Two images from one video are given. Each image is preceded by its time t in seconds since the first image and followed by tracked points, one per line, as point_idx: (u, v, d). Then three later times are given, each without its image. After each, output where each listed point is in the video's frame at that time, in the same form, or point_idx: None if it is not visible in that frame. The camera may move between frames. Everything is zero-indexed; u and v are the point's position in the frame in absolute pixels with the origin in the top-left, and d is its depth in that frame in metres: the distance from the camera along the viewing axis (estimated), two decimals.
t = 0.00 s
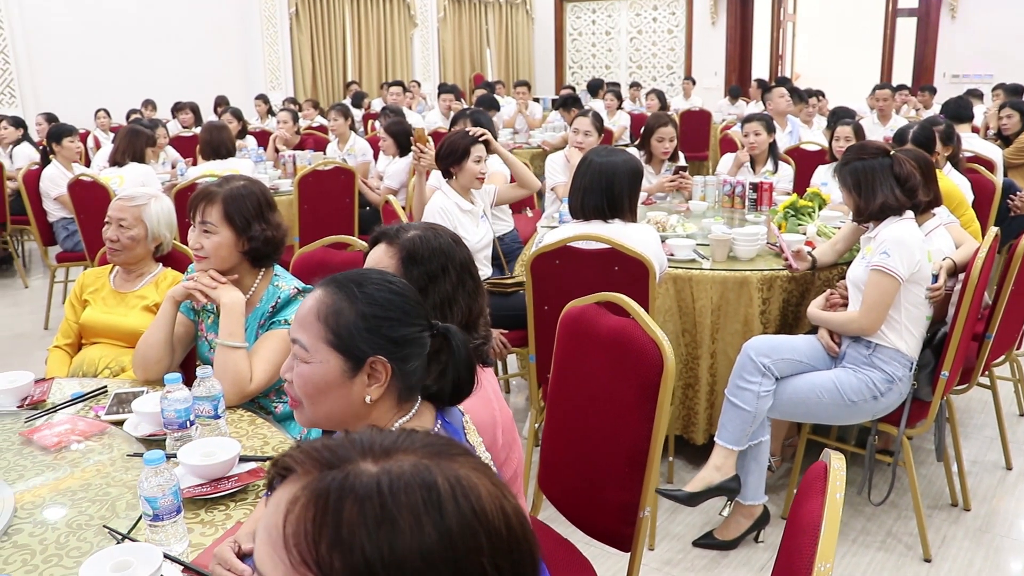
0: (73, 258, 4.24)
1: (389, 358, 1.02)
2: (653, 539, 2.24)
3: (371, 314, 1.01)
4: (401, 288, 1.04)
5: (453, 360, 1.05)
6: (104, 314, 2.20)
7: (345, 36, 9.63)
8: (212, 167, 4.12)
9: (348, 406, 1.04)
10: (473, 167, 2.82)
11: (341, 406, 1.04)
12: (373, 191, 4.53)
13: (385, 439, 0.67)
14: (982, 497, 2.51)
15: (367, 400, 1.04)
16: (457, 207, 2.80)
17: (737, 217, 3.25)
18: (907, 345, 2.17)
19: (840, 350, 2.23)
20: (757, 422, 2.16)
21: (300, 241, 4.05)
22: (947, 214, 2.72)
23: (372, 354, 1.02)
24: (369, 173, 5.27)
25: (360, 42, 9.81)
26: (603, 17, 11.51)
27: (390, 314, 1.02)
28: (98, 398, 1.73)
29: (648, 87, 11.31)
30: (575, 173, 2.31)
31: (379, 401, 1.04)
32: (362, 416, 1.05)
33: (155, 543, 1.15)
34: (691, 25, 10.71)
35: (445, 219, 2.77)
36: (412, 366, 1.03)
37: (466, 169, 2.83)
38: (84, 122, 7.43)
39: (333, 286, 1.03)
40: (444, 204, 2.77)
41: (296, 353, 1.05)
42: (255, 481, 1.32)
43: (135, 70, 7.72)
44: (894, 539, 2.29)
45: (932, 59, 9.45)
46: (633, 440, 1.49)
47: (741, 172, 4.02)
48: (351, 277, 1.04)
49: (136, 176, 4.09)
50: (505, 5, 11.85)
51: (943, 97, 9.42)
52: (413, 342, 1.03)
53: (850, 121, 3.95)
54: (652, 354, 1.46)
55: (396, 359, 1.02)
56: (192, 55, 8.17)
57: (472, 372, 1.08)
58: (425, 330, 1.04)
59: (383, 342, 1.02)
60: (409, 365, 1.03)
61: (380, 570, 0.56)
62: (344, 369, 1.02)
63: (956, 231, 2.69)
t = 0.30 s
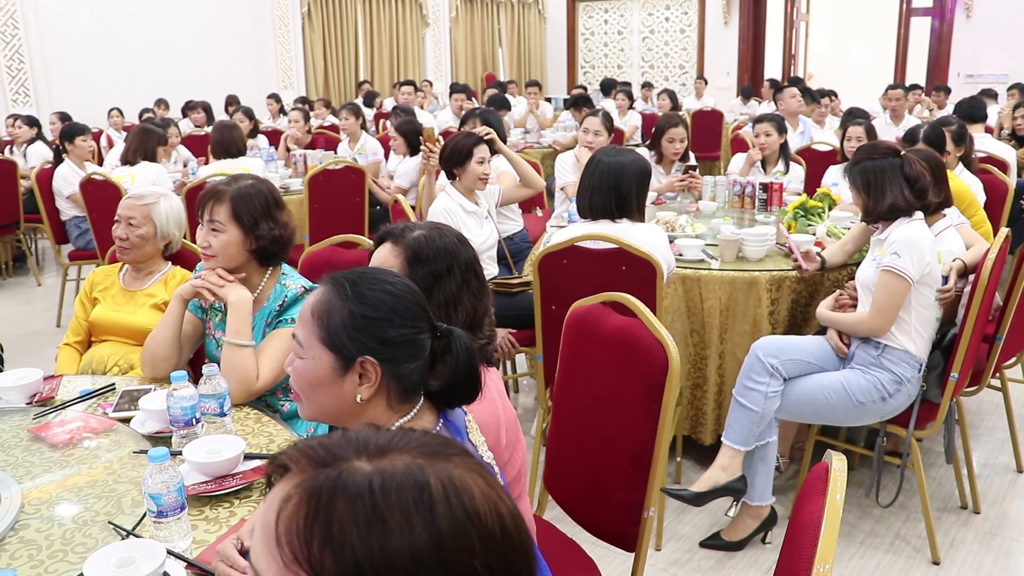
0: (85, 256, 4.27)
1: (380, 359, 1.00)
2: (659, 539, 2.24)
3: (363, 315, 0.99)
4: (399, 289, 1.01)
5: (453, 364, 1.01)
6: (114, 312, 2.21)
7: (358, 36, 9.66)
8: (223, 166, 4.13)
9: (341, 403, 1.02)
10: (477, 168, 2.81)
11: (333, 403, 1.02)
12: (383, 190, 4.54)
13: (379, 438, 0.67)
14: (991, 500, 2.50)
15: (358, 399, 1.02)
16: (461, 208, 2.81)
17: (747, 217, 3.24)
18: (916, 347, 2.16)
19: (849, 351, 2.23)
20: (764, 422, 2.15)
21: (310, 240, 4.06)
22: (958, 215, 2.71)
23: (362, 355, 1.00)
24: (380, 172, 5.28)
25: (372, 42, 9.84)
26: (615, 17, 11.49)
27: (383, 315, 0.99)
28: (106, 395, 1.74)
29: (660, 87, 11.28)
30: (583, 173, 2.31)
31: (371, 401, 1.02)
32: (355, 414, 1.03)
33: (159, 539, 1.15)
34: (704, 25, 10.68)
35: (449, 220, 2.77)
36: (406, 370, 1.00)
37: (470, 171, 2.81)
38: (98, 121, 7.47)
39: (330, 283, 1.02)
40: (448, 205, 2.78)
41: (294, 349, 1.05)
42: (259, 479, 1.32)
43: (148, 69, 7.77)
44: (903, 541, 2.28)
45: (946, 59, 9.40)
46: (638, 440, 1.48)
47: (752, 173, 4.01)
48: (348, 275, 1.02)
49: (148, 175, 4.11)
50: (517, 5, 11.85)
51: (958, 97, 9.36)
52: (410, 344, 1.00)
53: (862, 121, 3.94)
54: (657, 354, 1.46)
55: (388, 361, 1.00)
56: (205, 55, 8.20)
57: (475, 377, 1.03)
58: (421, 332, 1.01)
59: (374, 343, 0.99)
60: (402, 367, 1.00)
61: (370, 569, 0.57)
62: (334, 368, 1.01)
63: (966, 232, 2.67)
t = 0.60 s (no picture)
0: (94, 255, 4.29)
1: (377, 356, 1.00)
2: (664, 538, 2.24)
3: (361, 313, 0.99)
4: (398, 287, 1.01)
5: (452, 364, 1.01)
6: (121, 310, 2.22)
7: (368, 36, 9.67)
8: (231, 165, 4.14)
9: (337, 399, 1.03)
10: (482, 168, 2.82)
11: (330, 399, 1.03)
12: (391, 189, 4.55)
13: (377, 433, 0.66)
14: (999, 501, 2.49)
15: (354, 396, 1.02)
16: (466, 208, 2.81)
17: (754, 217, 3.23)
18: (924, 348, 2.14)
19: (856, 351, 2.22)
20: (770, 422, 2.14)
21: (318, 238, 4.07)
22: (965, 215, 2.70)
23: (358, 351, 1.00)
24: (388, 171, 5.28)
25: (382, 41, 9.85)
26: (626, 16, 11.45)
27: (380, 313, 1.00)
28: (111, 393, 1.75)
29: (670, 86, 11.25)
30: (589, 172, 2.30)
31: (368, 397, 1.02)
32: (352, 410, 1.03)
33: (160, 536, 1.16)
34: (714, 25, 10.64)
35: (454, 220, 2.77)
36: (403, 368, 1.00)
37: (474, 170, 2.83)
38: (108, 121, 7.51)
39: (329, 280, 1.03)
40: (453, 205, 2.78)
41: (294, 345, 1.05)
42: (261, 476, 1.33)
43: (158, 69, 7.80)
44: (909, 541, 2.27)
45: (958, 59, 9.35)
46: (640, 441, 1.48)
47: (760, 173, 4.00)
48: (347, 272, 1.02)
49: (156, 174, 4.13)
50: (527, 4, 11.84)
51: (969, 96, 9.31)
52: (408, 342, 1.00)
53: (871, 120, 3.92)
54: (660, 353, 1.45)
55: (385, 359, 1.00)
56: (214, 54, 8.23)
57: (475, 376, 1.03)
58: (419, 330, 1.01)
59: (371, 340, 1.00)
60: (399, 365, 1.00)
61: (356, 566, 0.57)
62: (331, 364, 1.01)
63: (974, 232, 2.66)
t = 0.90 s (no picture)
0: (92, 254, 4.30)
1: (363, 355, 1.00)
2: (659, 538, 2.24)
3: (348, 312, 0.99)
4: (384, 286, 1.01)
5: (440, 363, 1.00)
6: (116, 310, 2.23)
7: (368, 36, 9.67)
8: (230, 164, 4.14)
9: (324, 398, 1.03)
10: (476, 166, 2.81)
11: (317, 397, 1.03)
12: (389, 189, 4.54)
13: (369, 427, 0.64)
14: (996, 500, 2.48)
15: (340, 394, 1.02)
16: (461, 207, 2.81)
17: (751, 216, 3.22)
18: (920, 348, 2.14)
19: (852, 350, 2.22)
20: (766, 422, 2.14)
21: (316, 238, 4.07)
22: (962, 214, 2.70)
23: (344, 350, 1.00)
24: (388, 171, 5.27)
25: (382, 41, 9.85)
26: (627, 15, 11.43)
27: (366, 311, 1.00)
28: (105, 392, 1.75)
29: (670, 86, 11.23)
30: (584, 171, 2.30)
31: (354, 396, 1.02)
32: (338, 409, 1.03)
33: (150, 535, 1.16)
34: (715, 24, 10.62)
35: (451, 220, 2.77)
36: (390, 367, 1.00)
37: (468, 169, 2.82)
38: (108, 120, 7.51)
39: (317, 279, 1.03)
40: (449, 204, 2.78)
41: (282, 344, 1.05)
42: (252, 476, 1.33)
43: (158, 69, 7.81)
44: (905, 541, 2.27)
45: (958, 58, 9.34)
46: (633, 440, 1.48)
47: (759, 172, 4.00)
48: (334, 270, 1.02)
49: (155, 173, 4.13)
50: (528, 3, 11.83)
51: (970, 95, 9.31)
52: (394, 341, 1.00)
53: (870, 120, 3.92)
54: (652, 353, 1.45)
55: (372, 358, 1.00)
56: (214, 54, 8.23)
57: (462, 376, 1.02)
58: (406, 329, 1.01)
59: (357, 339, 0.99)
60: (386, 364, 1.00)
61: (339, 560, 0.55)
62: (317, 362, 1.01)
63: (970, 231, 2.66)
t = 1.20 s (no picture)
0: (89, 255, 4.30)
1: (346, 352, 0.99)
2: (652, 538, 2.23)
3: (330, 310, 0.98)
4: (367, 284, 1.00)
5: (422, 363, 1.00)
6: (108, 310, 2.23)
7: (367, 35, 9.69)
8: (225, 164, 4.13)
9: (305, 396, 1.01)
10: (468, 168, 2.82)
11: (298, 396, 1.01)
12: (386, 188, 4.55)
13: (336, 421, 0.60)
14: (990, 500, 2.48)
15: (322, 392, 1.00)
16: (457, 206, 2.80)
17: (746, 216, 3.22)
18: (913, 347, 2.14)
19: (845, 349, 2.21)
20: (757, 422, 2.14)
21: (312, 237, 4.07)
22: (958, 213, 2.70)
23: (327, 348, 0.98)
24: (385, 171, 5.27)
25: (381, 40, 9.86)
26: (626, 15, 11.42)
27: (349, 309, 0.98)
28: (95, 391, 1.75)
29: (670, 85, 11.23)
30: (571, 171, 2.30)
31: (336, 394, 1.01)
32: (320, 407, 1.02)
33: (134, 534, 1.16)
34: (714, 23, 10.63)
35: (447, 220, 2.76)
36: (373, 365, 0.99)
37: (462, 171, 2.81)
38: (107, 120, 7.52)
39: (299, 277, 1.01)
40: (445, 204, 2.77)
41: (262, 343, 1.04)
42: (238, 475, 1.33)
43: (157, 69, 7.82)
44: (898, 541, 2.27)
45: (957, 58, 9.34)
46: (620, 440, 1.48)
47: (755, 172, 4.00)
48: (316, 269, 1.01)
49: (151, 173, 4.13)
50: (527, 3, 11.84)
51: (968, 95, 9.31)
52: (376, 339, 0.99)
53: (865, 119, 3.91)
54: (639, 352, 1.45)
55: (354, 356, 0.99)
56: (213, 54, 8.24)
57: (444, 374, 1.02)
58: (388, 327, 1.00)
59: (340, 336, 0.98)
60: (368, 362, 0.99)
61: (305, 553, 0.53)
62: (299, 360, 1.00)
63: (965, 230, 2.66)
